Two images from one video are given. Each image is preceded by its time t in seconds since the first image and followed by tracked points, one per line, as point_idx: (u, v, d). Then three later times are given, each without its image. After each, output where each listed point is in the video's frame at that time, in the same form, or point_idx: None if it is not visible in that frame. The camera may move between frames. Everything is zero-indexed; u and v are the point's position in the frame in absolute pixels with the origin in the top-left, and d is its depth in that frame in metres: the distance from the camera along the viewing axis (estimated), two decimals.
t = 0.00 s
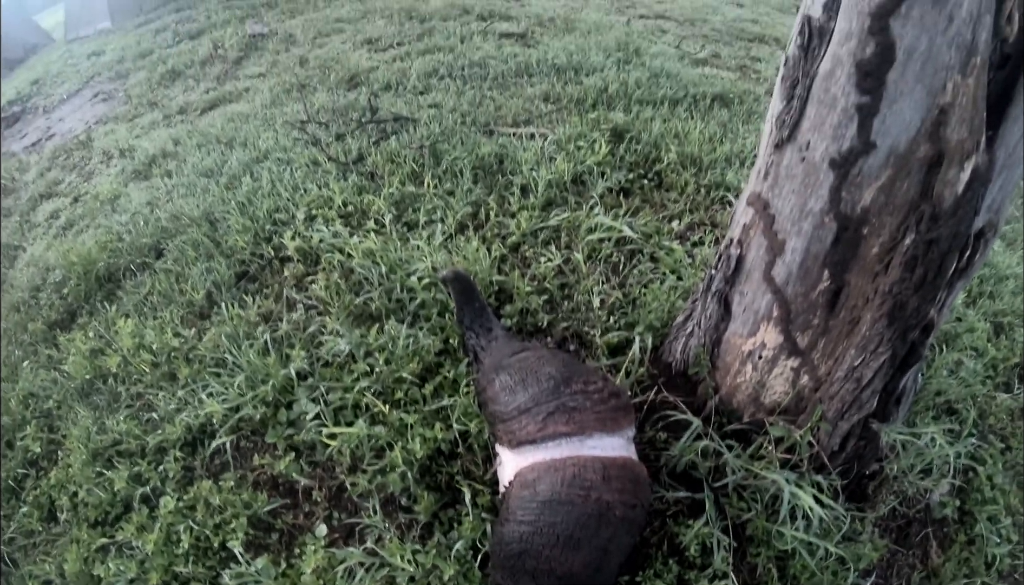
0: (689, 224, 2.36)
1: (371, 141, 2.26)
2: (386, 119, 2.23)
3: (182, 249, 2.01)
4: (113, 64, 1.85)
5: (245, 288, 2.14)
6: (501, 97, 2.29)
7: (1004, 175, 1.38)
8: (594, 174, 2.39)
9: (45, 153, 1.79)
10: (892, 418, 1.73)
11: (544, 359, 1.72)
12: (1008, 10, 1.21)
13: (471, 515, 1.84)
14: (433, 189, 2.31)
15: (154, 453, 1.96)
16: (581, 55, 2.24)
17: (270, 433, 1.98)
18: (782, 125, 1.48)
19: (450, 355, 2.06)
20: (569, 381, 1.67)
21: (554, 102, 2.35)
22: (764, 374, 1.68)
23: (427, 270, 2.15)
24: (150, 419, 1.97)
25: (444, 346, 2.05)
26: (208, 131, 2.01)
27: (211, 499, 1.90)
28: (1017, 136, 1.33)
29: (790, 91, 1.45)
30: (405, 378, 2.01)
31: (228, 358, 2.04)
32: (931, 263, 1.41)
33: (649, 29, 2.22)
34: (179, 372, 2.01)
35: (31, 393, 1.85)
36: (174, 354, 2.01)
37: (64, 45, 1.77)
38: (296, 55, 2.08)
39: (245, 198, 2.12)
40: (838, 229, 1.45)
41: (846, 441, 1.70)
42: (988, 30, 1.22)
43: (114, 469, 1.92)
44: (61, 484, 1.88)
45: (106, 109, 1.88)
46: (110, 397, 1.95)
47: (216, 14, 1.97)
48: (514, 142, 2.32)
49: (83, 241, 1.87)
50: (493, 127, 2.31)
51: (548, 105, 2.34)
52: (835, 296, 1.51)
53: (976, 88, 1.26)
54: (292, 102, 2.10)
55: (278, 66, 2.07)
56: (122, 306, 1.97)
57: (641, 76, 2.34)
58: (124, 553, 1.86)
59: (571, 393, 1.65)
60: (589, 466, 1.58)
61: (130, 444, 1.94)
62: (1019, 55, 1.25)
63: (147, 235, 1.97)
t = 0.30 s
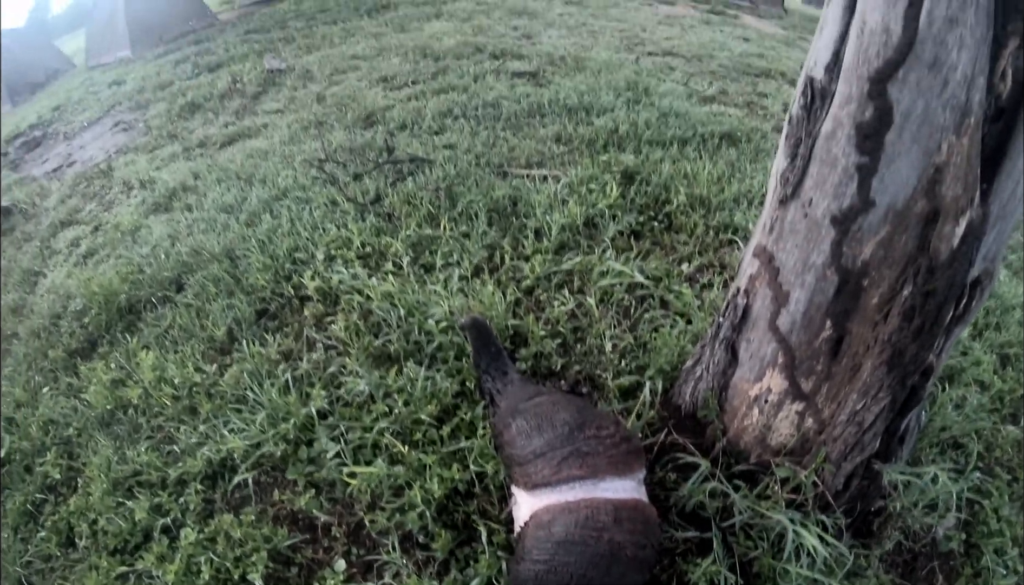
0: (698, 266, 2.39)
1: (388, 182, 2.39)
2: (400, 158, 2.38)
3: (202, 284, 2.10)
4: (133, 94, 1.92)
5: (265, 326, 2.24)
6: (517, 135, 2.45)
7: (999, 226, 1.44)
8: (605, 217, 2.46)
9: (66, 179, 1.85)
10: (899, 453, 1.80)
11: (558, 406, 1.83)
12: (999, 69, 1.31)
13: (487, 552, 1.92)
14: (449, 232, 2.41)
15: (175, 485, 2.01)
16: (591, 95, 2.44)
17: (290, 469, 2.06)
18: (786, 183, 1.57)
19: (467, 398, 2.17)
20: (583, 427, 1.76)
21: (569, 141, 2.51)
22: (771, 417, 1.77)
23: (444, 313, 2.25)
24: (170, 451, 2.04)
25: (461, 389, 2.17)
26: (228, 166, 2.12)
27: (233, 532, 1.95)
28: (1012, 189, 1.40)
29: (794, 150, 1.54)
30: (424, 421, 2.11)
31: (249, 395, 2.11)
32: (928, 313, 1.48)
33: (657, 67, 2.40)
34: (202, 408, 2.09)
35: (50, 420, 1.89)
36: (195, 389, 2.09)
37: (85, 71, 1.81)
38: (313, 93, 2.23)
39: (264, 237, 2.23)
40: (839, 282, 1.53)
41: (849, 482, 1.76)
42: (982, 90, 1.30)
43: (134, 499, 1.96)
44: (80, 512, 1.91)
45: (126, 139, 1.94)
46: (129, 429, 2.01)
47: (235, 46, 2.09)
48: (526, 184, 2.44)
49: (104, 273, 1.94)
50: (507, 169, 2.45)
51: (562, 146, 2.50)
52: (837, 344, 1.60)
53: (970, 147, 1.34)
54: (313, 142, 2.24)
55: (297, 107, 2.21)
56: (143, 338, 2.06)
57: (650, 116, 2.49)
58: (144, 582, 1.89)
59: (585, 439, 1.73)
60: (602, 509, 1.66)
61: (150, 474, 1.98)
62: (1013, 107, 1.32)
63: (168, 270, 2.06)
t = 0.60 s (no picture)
0: (703, 307, 2.51)
1: (401, 218, 2.45)
2: (415, 194, 2.45)
3: (217, 315, 2.18)
4: (150, 118, 2.06)
5: (279, 359, 2.29)
6: (527, 168, 2.56)
7: (993, 278, 1.52)
8: (613, 258, 2.55)
9: (81, 201, 1.97)
10: (895, 495, 1.88)
11: (566, 448, 1.93)
12: (993, 127, 1.38)
13: None
14: (460, 271, 2.47)
15: (188, 513, 2.06)
16: (602, 132, 2.55)
17: (303, 502, 2.13)
18: (787, 237, 1.65)
19: (476, 437, 2.26)
20: (589, 470, 1.87)
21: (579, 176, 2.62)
22: (772, 459, 1.85)
23: (456, 352, 2.34)
24: (184, 479, 2.09)
25: (471, 429, 2.26)
26: (244, 197, 2.21)
27: (245, 562, 2.02)
28: (1005, 243, 1.48)
29: (795, 205, 1.61)
30: (435, 459, 2.21)
31: (263, 427, 2.17)
32: (922, 363, 1.57)
33: (665, 104, 2.54)
34: (216, 439, 2.14)
35: (63, 441, 1.99)
36: (210, 420, 2.14)
37: (103, 93, 1.98)
38: (328, 124, 2.32)
39: (280, 270, 2.29)
40: (837, 332, 1.61)
41: (848, 521, 1.85)
42: (976, 149, 1.39)
43: (146, 525, 2.02)
44: (93, 534, 1.99)
45: (142, 162, 2.08)
46: (143, 454, 2.06)
47: (252, 76, 2.22)
48: (535, 221, 2.53)
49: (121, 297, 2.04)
50: (517, 208, 2.55)
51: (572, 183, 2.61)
52: (835, 390, 1.67)
53: (964, 205, 1.43)
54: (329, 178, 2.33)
55: (311, 140, 2.30)
56: (157, 365, 2.12)
57: (658, 154, 2.61)
58: None
59: (592, 481, 1.84)
60: (606, 548, 1.73)
61: (162, 501, 2.04)
62: (1008, 161, 1.40)
63: (183, 297, 2.14)
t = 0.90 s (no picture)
0: (703, 353, 2.57)
1: (406, 263, 2.52)
2: (422, 240, 2.53)
3: (224, 353, 2.37)
4: (160, 149, 2.36)
5: (287, 401, 2.39)
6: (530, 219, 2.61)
7: (976, 336, 1.63)
8: (615, 305, 2.58)
9: (92, 230, 2.31)
10: (887, 538, 1.99)
11: (569, 498, 2.03)
12: (977, 193, 1.48)
13: None
14: (466, 317, 2.50)
15: (196, 550, 2.25)
16: (603, 176, 2.64)
17: (311, 544, 2.23)
18: (780, 299, 1.74)
19: (480, 483, 2.32)
20: (589, 519, 1.98)
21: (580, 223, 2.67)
22: (767, 507, 1.95)
23: (462, 401, 2.39)
24: (191, 517, 2.27)
25: (475, 475, 2.32)
26: (253, 235, 2.43)
27: None
28: (987, 302, 1.59)
29: (788, 268, 1.70)
30: (441, 505, 2.28)
31: (272, 470, 2.29)
32: (908, 417, 1.69)
33: (664, 146, 2.68)
34: (224, 478, 2.29)
35: (70, 474, 2.26)
36: (219, 460, 2.30)
37: (115, 119, 2.28)
38: (336, 163, 2.50)
39: (287, 312, 2.43)
40: (827, 389, 1.71)
41: (841, 564, 1.97)
42: (959, 216, 1.49)
43: (153, 560, 2.23)
44: (100, 567, 2.22)
45: (151, 193, 2.38)
46: (150, 491, 2.28)
47: (261, 111, 2.46)
48: (539, 268, 2.56)
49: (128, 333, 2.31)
50: (521, 253, 2.58)
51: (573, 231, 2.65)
52: (827, 443, 1.78)
53: (948, 270, 1.53)
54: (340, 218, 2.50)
55: (319, 179, 2.49)
56: (166, 401, 2.34)
57: (660, 199, 2.72)
58: None
59: (592, 530, 1.95)
60: None
61: (170, 538, 2.24)
62: (990, 225, 1.50)
63: (192, 335, 2.36)
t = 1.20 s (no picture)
0: (705, 393, 2.63)
1: (416, 303, 3.06)
2: (428, 279, 3.14)
3: (233, 387, 2.72)
4: (168, 175, 2.74)
5: (293, 437, 2.59)
6: (535, 256, 3.24)
7: (967, 384, 1.68)
8: (618, 344, 2.72)
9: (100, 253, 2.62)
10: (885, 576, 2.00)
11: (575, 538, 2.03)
12: (969, 247, 1.53)
13: None
14: (472, 357, 2.69)
15: None
16: (608, 215, 3.29)
17: (318, 579, 2.17)
18: (778, 348, 1.81)
19: (486, 522, 2.28)
20: (592, 563, 1.95)
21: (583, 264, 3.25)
22: (765, 547, 1.96)
23: (469, 443, 2.41)
24: (200, 549, 2.29)
25: (481, 513, 2.29)
26: (261, 267, 3.00)
27: None
28: (977, 351, 1.64)
29: (786, 319, 1.78)
30: (447, 544, 2.23)
31: (280, 505, 2.33)
32: (902, 461, 1.74)
33: (669, 181, 3.35)
34: (232, 512, 2.35)
35: (77, 499, 2.36)
36: (229, 495, 2.40)
37: (124, 143, 2.58)
38: (343, 197, 3.15)
39: (297, 350, 2.85)
40: (824, 434, 1.77)
41: None
42: (951, 270, 1.54)
43: None
44: None
45: (160, 220, 2.80)
46: (157, 521, 2.35)
47: (272, 141, 2.95)
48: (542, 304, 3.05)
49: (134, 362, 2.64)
50: (527, 293, 3.10)
51: (577, 270, 3.21)
52: (824, 486, 1.83)
53: (938, 323, 1.59)
54: (352, 251, 3.15)
55: (326, 213, 3.16)
56: (174, 432, 2.61)
57: (665, 237, 3.29)
58: None
59: (596, 572, 1.93)
60: None
61: (178, 569, 2.23)
62: (980, 279, 1.56)
63: (201, 369, 2.75)
